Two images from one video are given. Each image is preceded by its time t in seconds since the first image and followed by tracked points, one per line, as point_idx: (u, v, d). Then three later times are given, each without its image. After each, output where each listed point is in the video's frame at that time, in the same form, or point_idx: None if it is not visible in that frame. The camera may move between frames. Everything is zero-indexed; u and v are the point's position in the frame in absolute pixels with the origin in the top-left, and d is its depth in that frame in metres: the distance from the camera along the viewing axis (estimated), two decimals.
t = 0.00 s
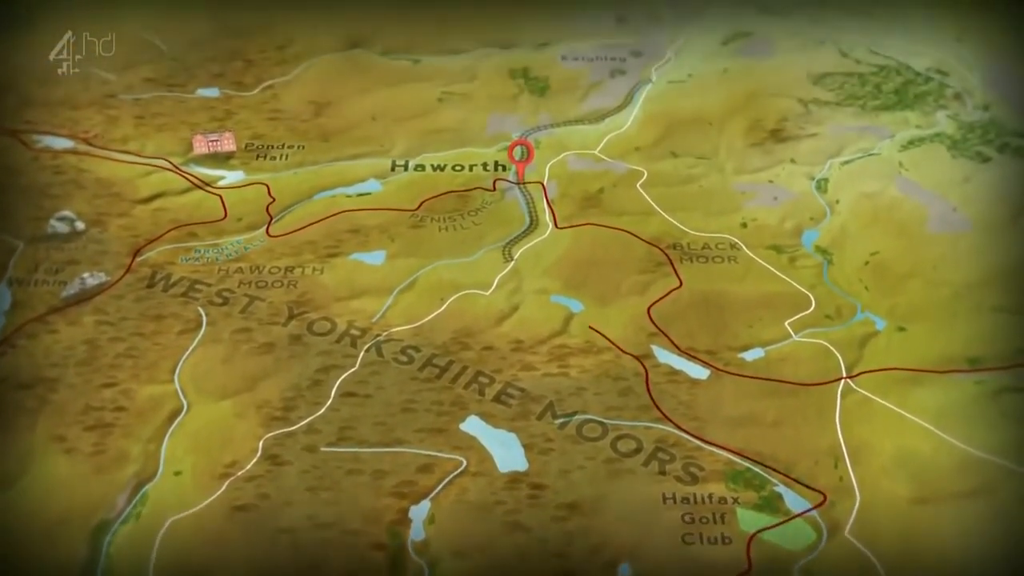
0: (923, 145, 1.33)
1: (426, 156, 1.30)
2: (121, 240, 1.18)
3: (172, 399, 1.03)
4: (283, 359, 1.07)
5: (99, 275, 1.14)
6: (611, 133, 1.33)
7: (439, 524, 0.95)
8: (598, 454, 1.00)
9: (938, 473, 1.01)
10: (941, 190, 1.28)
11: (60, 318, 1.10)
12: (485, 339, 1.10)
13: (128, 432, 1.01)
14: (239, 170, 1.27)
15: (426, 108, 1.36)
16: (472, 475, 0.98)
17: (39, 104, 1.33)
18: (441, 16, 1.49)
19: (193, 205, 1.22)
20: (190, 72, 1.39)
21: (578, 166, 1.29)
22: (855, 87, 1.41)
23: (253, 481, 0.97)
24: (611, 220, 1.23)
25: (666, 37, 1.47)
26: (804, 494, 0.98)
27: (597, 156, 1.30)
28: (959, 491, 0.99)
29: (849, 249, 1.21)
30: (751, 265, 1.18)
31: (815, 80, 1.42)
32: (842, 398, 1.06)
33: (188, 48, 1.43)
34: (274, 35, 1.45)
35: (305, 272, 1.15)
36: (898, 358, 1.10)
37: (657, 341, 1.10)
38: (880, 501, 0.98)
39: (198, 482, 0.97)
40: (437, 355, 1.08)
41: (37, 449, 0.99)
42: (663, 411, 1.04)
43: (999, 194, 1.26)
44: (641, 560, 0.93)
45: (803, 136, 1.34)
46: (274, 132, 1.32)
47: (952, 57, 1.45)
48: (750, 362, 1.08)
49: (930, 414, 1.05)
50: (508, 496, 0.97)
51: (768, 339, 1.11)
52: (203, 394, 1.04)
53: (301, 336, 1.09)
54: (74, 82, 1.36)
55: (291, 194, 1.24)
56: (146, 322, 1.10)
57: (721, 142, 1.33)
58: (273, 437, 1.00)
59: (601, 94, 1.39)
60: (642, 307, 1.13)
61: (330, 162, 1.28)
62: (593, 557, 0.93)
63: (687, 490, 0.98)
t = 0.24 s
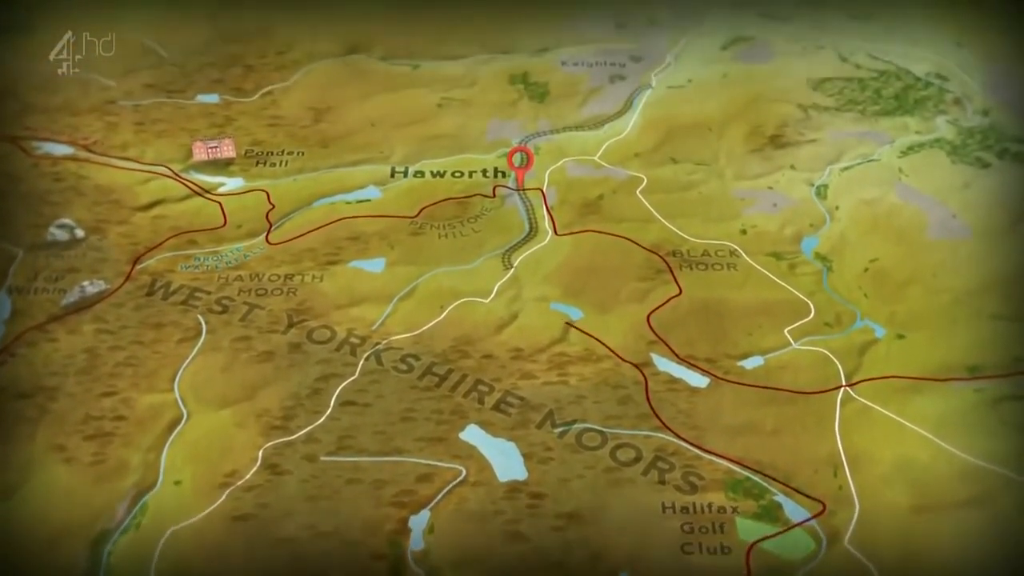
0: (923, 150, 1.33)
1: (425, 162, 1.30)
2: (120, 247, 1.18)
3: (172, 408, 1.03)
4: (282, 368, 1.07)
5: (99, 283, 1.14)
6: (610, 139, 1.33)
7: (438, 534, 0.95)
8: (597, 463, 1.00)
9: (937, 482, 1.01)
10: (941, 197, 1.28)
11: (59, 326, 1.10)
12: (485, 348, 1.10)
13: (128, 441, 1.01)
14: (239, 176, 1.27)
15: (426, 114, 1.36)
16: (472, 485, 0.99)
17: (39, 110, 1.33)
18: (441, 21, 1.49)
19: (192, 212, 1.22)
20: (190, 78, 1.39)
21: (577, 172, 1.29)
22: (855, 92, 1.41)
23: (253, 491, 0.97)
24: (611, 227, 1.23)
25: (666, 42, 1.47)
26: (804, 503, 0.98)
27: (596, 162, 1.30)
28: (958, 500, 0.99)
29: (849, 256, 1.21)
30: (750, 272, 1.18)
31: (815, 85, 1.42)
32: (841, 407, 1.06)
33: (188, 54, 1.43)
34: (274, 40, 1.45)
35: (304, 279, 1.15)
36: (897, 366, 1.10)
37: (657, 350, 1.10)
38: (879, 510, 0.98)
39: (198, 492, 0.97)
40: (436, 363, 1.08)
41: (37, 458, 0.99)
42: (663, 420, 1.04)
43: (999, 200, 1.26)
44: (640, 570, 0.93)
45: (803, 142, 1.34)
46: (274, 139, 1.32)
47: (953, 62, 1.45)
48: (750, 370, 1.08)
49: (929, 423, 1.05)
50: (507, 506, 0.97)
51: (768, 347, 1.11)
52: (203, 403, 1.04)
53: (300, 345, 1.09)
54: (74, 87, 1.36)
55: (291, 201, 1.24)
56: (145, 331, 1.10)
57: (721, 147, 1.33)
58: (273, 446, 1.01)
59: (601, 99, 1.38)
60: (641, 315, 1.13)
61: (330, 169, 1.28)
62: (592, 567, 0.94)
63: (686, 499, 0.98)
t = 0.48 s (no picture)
0: (923, 155, 1.33)
1: (425, 168, 1.30)
2: (120, 254, 1.18)
3: (172, 416, 1.04)
4: (282, 376, 1.07)
5: (99, 291, 1.14)
6: (610, 144, 1.33)
7: (438, 543, 0.95)
8: (597, 471, 1.00)
9: (937, 490, 1.01)
10: (941, 202, 1.27)
11: (59, 334, 1.10)
12: (484, 355, 1.10)
13: (128, 450, 1.01)
14: (238, 182, 1.27)
15: (426, 119, 1.36)
16: (471, 493, 0.99)
17: (39, 116, 1.33)
18: (441, 25, 1.49)
19: (192, 218, 1.22)
20: (190, 83, 1.39)
21: (577, 178, 1.29)
22: (854, 97, 1.40)
23: (252, 500, 0.98)
24: (610, 233, 1.23)
25: (666, 46, 1.47)
26: (803, 511, 0.98)
27: (596, 167, 1.30)
28: (957, 509, 0.99)
29: (848, 262, 1.21)
30: (750, 278, 1.18)
31: (815, 89, 1.42)
32: (841, 414, 1.06)
33: (188, 58, 1.42)
34: (274, 45, 1.45)
35: (304, 286, 1.15)
36: (896, 373, 1.10)
37: (656, 357, 1.10)
38: (878, 518, 0.98)
39: (198, 501, 0.98)
40: (436, 371, 1.08)
41: (37, 467, 1.00)
42: (662, 427, 1.04)
43: (999, 205, 1.26)
44: None
45: (803, 147, 1.34)
46: (274, 144, 1.32)
47: (953, 66, 1.45)
48: (749, 378, 1.08)
49: (928, 431, 1.05)
50: (507, 514, 0.97)
51: (767, 354, 1.11)
52: (203, 411, 1.04)
53: (300, 352, 1.09)
54: (74, 93, 1.36)
55: (290, 207, 1.24)
56: (145, 339, 1.10)
57: (721, 152, 1.33)
58: (273, 455, 1.01)
59: (601, 104, 1.38)
60: (641, 322, 1.14)
61: (330, 174, 1.28)
62: None
63: (686, 508, 0.98)
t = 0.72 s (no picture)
0: (923, 159, 1.33)
1: (425, 173, 1.30)
2: (120, 260, 1.18)
3: (172, 424, 1.04)
4: (282, 383, 1.07)
5: (99, 297, 1.14)
6: (610, 148, 1.33)
7: (438, 551, 0.96)
8: (597, 478, 1.01)
9: (936, 497, 1.01)
10: (941, 206, 1.27)
11: (59, 341, 1.10)
12: (484, 362, 1.10)
13: (128, 458, 1.01)
14: (238, 187, 1.27)
15: (426, 123, 1.36)
16: (471, 501, 0.99)
17: (38, 120, 1.33)
18: (441, 29, 1.49)
19: (192, 223, 1.22)
20: (189, 87, 1.39)
21: (576, 182, 1.29)
22: (854, 100, 1.40)
23: (253, 507, 0.98)
24: (610, 238, 1.22)
25: (666, 49, 1.47)
26: (802, 519, 0.98)
27: (596, 172, 1.30)
28: (956, 516, 1.00)
29: (848, 267, 1.21)
30: (750, 283, 1.18)
31: (815, 92, 1.41)
32: (840, 421, 1.06)
33: (187, 62, 1.42)
34: (273, 48, 1.45)
35: (304, 292, 1.15)
36: (896, 379, 1.10)
37: (656, 363, 1.10)
38: (878, 526, 0.99)
39: (198, 509, 0.98)
40: (436, 378, 1.08)
41: (37, 475, 1.00)
42: (662, 434, 1.04)
43: (998, 210, 1.26)
44: None
45: (803, 151, 1.34)
46: (273, 149, 1.31)
47: (953, 68, 1.44)
48: (749, 384, 1.09)
49: (927, 437, 1.05)
50: (506, 522, 0.97)
51: (767, 360, 1.11)
52: (203, 418, 1.04)
53: (300, 359, 1.09)
54: (73, 97, 1.36)
55: (290, 212, 1.24)
56: (145, 345, 1.10)
57: (721, 156, 1.33)
58: (273, 463, 1.01)
59: (601, 108, 1.38)
60: (641, 328, 1.14)
61: (329, 179, 1.28)
62: None
63: (685, 515, 0.98)
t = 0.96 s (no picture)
0: (923, 162, 1.32)
1: (425, 176, 1.29)
2: (120, 265, 1.18)
3: (172, 430, 1.04)
4: (282, 389, 1.07)
5: (99, 303, 1.14)
6: (610, 152, 1.33)
7: (438, 558, 0.96)
8: (596, 485, 1.01)
9: (935, 504, 1.01)
10: (940, 210, 1.27)
11: (60, 347, 1.10)
12: (484, 367, 1.10)
13: (129, 465, 1.01)
14: (238, 191, 1.27)
15: (426, 126, 1.36)
16: (471, 507, 0.99)
17: (38, 124, 1.33)
18: (441, 31, 1.49)
19: (192, 228, 1.22)
20: (189, 90, 1.39)
21: (576, 186, 1.29)
22: (854, 102, 1.40)
23: (253, 515, 0.98)
24: (610, 242, 1.22)
25: (666, 51, 1.46)
26: (801, 525, 0.99)
27: (596, 175, 1.30)
28: (955, 522, 1.00)
29: (848, 272, 1.21)
30: (749, 288, 1.18)
31: (815, 94, 1.41)
32: (840, 427, 1.06)
33: (187, 65, 1.42)
34: (273, 51, 1.45)
35: (304, 298, 1.15)
36: (895, 385, 1.10)
37: (656, 369, 1.10)
38: (877, 532, 0.99)
39: (199, 516, 0.98)
40: (436, 384, 1.08)
41: (38, 482, 1.00)
42: (661, 441, 1.04)
43: (998, 213, 1.26)
44: None
45: (802, 154, 1.34)
46: (273, 152, 1.31)
47: (953, 70, 1.44)
48: (748, 390, 1.09)
49: (927, 443, 1.05)
50: (506, 529, 0.98)
51: (766, 366, 1.11)
52: (203, 425, 1.04)
53: (300, 365, 1.09)
54: (73, 100, 1.36)
55: (290, 217, 1.24)
56: (145, 351, 1.10)
57: (721, 160, 1.33)
58: (273, 469, 1.01)
59: (601, 111, 1.38)
60: (641, 333, 1.14)
61: (329, 183, 1.28)
62: None
63: (685, 522, 0.98)
